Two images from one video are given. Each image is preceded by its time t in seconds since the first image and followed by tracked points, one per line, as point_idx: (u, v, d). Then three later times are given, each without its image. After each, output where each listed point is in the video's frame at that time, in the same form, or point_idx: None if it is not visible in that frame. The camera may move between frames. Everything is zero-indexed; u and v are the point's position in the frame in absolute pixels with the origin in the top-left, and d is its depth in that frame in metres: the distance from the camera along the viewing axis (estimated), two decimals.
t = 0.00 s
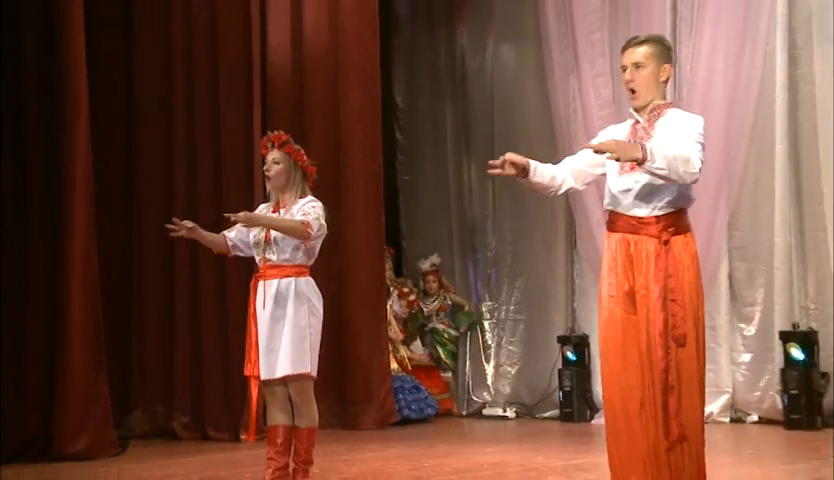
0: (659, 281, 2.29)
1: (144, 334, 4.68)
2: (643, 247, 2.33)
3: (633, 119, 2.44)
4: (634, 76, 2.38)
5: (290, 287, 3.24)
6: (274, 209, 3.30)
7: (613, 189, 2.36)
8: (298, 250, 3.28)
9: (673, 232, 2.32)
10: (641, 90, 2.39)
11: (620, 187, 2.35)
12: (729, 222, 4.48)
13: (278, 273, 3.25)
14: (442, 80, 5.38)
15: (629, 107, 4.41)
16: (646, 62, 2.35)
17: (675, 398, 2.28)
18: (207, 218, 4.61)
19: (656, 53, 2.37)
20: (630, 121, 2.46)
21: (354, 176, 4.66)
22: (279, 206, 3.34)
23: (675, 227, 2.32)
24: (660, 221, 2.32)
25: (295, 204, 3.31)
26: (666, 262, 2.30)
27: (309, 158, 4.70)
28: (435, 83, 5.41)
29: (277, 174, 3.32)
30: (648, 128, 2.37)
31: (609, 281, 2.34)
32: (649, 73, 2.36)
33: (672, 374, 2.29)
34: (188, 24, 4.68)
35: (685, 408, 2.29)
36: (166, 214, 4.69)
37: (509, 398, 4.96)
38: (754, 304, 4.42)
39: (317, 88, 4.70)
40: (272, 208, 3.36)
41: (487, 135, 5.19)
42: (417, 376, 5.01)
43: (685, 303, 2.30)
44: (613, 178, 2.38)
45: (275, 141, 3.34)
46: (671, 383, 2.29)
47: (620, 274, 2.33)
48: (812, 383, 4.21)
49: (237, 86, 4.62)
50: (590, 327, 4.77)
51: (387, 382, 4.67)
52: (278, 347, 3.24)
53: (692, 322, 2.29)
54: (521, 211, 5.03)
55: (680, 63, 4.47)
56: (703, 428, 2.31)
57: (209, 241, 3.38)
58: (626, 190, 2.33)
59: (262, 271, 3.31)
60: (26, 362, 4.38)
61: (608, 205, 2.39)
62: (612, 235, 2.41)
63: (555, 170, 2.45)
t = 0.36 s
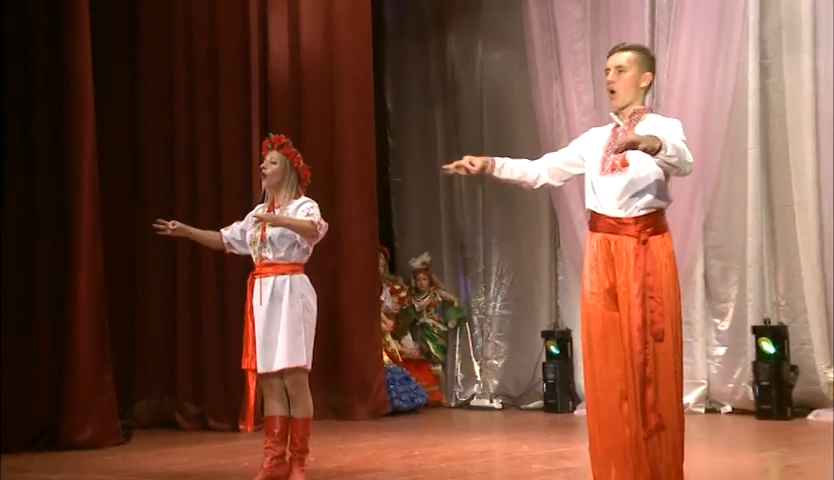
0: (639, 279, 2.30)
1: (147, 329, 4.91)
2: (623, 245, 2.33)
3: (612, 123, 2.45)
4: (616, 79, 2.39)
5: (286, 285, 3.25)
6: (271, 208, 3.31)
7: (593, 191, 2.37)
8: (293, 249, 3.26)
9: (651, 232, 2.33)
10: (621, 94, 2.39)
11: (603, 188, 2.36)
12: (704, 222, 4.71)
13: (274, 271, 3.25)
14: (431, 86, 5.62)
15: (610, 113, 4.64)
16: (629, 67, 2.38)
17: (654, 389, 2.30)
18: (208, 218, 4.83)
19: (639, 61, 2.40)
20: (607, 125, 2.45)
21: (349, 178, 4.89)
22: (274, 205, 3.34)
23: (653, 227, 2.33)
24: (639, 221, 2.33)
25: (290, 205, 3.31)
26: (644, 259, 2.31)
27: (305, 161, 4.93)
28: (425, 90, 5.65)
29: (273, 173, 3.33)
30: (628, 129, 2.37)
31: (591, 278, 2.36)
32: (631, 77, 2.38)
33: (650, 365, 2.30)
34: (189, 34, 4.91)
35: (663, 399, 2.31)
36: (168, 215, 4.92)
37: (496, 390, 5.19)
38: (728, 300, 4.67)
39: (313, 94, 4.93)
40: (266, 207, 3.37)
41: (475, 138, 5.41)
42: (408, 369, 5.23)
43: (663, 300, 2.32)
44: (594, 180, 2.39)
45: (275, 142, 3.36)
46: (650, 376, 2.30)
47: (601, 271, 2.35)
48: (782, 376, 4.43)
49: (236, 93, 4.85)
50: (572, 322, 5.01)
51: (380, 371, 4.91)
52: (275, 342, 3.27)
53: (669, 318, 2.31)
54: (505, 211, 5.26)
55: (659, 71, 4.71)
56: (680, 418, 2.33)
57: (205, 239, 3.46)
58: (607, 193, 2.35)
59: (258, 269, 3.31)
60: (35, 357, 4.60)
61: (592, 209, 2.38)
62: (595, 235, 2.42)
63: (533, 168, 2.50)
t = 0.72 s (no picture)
0: (620, 276, 2.44)
1: (153, 323, 5.17)
2: (606, 245, 2.47)
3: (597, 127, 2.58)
4: (607, 82, 2.54)
5: (284, 282, 3.41)
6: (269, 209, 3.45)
7: (579, 190, 2.51)
8: (292, 247, 3.42)
9: (633, 232, 2.46)
10: (611, 98, 2.54)
11: (589, 188, 2.49)
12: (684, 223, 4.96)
13: (273, 269, 3.41)
14: (423, 93, 5.87)
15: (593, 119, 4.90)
16: (622, 72, 2.53)
17: (635, 380, 2.42)
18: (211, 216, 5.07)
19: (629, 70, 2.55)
20: (594, 126, 2.59)
21: (345, 180, 5.12)
22: (274, 206, 3.49)
23: (635, 228, 2.46)
24: (621, 221, 2.46)
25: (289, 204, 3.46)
26: (626, 258, 2.44)
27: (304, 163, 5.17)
28: (417, 97, 5.90)
29: (273, 176, 3.47)
30: (614, 134, 2.50)
31: (575, 275, 2.51)
32: (621, 81, 2.52)
33: (631, 359, 2.43)
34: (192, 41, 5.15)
35: (643, 391, 2.42)
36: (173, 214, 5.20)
37: (486, 384, 5.42)
38: (706, 296, 4.91)
39: (311, 99, 5.17)
40: (266, 208, 3.51)
41: (467, 140, 5.65)
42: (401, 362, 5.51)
43: (645, 295, 2.44)
44: (580, 179, 2.52)
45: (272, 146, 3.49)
46: (630, 367, 2.43)
47: (585, 269, 2.50)
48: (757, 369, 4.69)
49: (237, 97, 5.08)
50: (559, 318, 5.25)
51: (377, 363, 5.16)
52: (274, 336, 3.42)
53: (649, 314, 2.44)
54: (494, 214, 5.51)
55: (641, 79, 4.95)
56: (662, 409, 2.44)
57: (206, 231, 3.63)
58: (592, 193, 2.49)
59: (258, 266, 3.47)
60: (45, 350, 4.83)
61: (577, 207, 2.53)
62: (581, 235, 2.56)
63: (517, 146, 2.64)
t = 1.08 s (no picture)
0: (611, 275, 2.64)
1: (159, 318, 5.44)
2: (597, 245, 2.67)
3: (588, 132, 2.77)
4: (597, 93, 2.73)
5: (285, 278, 3.58)
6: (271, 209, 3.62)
7: (572, 189, 2.70)
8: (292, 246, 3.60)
9: (621, 233, 2.67)
10: (601, 107, 2.73)
11: (582, 188, 2.69)
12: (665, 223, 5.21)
13: (274, 266, 3.58)
14: (416, 100, 6.13)
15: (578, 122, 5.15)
16: (609, 82, 2.72)
17: (620, 373, 2.63)
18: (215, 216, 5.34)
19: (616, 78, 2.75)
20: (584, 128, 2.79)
21: (343, 183, 5.39)
22: (276, 206, 3.66)
23: (623, 229, 2.68)
24: (609, 223, 2.67)
25: (290, 205, 3.62)
26: (617, 258, 2.65)
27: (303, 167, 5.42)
28: (410, 103, 6.16)
29: (275, 181, 3.64)
30: (610, 139, 2.70)
31: (565, 272, 2.68)
32: (610, 91, 2.72)
33: (617, 353, 2.64)
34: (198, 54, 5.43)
35: (627, 385, 2.64)
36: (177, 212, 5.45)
37: (477, 378, 5.68)
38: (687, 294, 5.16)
39: (310, 106, 5.44)
40: (267, 209, 3.67)
41: (458, 145, 5.93)
42: (396, 356, 5.75)
43: (631, 294, 2.66)
44: (572, 178, 2.72)
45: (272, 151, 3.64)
46: (617, 361, 2.64)
47: (577, 266, 2.67)
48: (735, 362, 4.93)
49: (240, 105, 5.36)
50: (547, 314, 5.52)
51: (373, 358, 5.41)
52: (275, 329, 3.57)
53: (636, 311, 2.66)
54: (484, 215, 5.78)
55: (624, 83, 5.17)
56: (641, 402, 2.66)
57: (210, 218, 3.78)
58: (585, 192, 2.68)
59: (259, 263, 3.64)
60: (57, 345, 5.08)
61: (566, 204, 2.72)
62: (565, 232, 2.74)
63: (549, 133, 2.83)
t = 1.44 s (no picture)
0: (607, 272, 2.88)
1: (171, 316, 5.72)
2: (591, 245, 2.90)
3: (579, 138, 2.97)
4: (579, 101, 2.93)
5: (291, 275, 3.71)
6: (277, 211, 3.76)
7: (567, 191, 2.92)
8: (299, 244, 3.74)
9: (614, 233, 2.92)
10: (584, 112, 2.93)
11: (577, 191, 2.91)
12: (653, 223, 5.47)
13: (280, 264, 3.73)
14: (415, 107, 6.42)
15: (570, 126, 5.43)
16: (587, 89, 2.92)
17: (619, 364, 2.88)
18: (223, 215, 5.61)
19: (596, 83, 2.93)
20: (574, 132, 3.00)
21: (346, 184, 5.65)
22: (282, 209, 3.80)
23: (616, 229, 2.92)
24: (603, 223, 2.90)
25: (294, 207, 3.76)
26: (612, 258, 2.89)
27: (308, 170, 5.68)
28: (410, 109, 6.44)
29: (278, 187, 3.77)
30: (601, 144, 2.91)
31: (561, 271, 2.89)
32: (590, 97, 2.92)
33: (616, 346, 2.89)
34: (208, 63, 5.70)
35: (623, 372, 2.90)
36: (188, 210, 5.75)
37: (474, 371, 5.93)
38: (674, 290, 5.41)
39: (315, 112, 5.69)
40: (275, 210, 3.82)
41: (456, 148, 6.21)
42: (399, 351, 6.00)
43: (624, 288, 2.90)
44: (567, 182, 2.94)
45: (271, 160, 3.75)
46: (615, 351, 2.88)
47: (573, 265, 2.89)
48: (719, 355, 5.15)
49: (248, 110, 5.61)
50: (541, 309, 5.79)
51: (376, 354, 5.66)
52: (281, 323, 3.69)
53: (629, 307, 2.92)
54: (479, 217, 6.06)
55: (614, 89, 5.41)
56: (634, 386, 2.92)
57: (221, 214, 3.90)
58: (581, 195, 2.91)
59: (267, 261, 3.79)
60: (72, 344, 5.31)
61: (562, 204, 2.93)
62: (556, 232, 2.96)
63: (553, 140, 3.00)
